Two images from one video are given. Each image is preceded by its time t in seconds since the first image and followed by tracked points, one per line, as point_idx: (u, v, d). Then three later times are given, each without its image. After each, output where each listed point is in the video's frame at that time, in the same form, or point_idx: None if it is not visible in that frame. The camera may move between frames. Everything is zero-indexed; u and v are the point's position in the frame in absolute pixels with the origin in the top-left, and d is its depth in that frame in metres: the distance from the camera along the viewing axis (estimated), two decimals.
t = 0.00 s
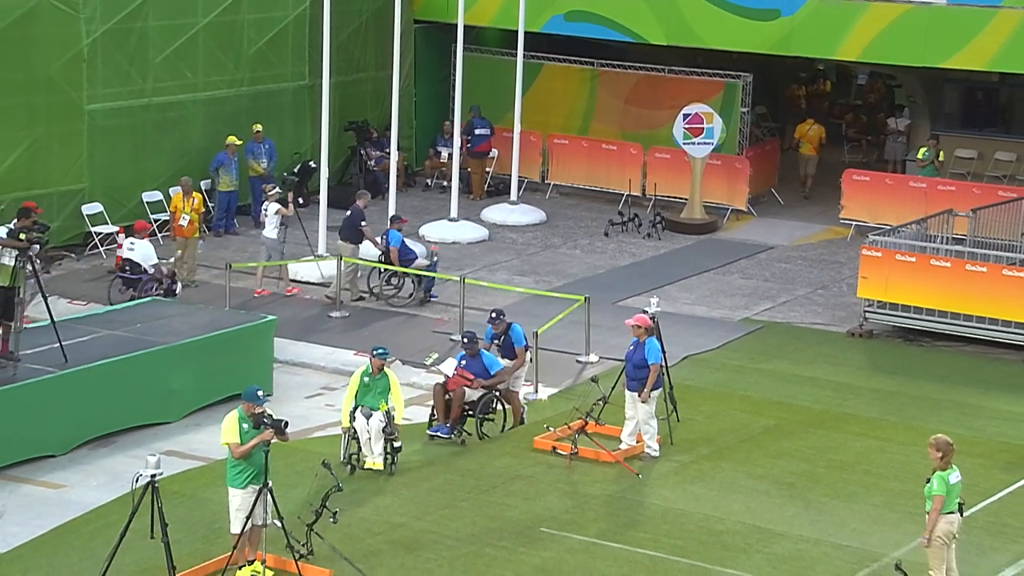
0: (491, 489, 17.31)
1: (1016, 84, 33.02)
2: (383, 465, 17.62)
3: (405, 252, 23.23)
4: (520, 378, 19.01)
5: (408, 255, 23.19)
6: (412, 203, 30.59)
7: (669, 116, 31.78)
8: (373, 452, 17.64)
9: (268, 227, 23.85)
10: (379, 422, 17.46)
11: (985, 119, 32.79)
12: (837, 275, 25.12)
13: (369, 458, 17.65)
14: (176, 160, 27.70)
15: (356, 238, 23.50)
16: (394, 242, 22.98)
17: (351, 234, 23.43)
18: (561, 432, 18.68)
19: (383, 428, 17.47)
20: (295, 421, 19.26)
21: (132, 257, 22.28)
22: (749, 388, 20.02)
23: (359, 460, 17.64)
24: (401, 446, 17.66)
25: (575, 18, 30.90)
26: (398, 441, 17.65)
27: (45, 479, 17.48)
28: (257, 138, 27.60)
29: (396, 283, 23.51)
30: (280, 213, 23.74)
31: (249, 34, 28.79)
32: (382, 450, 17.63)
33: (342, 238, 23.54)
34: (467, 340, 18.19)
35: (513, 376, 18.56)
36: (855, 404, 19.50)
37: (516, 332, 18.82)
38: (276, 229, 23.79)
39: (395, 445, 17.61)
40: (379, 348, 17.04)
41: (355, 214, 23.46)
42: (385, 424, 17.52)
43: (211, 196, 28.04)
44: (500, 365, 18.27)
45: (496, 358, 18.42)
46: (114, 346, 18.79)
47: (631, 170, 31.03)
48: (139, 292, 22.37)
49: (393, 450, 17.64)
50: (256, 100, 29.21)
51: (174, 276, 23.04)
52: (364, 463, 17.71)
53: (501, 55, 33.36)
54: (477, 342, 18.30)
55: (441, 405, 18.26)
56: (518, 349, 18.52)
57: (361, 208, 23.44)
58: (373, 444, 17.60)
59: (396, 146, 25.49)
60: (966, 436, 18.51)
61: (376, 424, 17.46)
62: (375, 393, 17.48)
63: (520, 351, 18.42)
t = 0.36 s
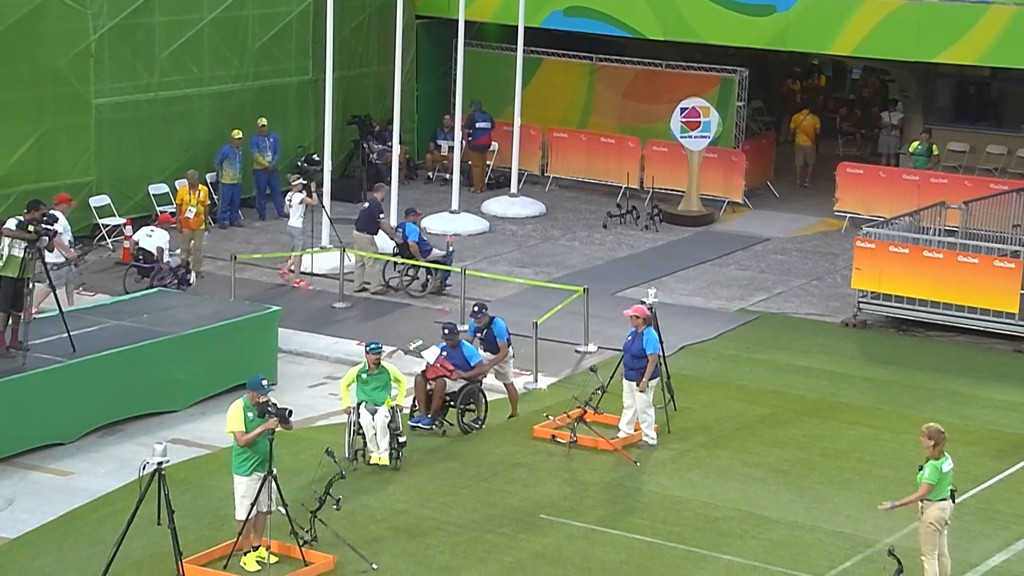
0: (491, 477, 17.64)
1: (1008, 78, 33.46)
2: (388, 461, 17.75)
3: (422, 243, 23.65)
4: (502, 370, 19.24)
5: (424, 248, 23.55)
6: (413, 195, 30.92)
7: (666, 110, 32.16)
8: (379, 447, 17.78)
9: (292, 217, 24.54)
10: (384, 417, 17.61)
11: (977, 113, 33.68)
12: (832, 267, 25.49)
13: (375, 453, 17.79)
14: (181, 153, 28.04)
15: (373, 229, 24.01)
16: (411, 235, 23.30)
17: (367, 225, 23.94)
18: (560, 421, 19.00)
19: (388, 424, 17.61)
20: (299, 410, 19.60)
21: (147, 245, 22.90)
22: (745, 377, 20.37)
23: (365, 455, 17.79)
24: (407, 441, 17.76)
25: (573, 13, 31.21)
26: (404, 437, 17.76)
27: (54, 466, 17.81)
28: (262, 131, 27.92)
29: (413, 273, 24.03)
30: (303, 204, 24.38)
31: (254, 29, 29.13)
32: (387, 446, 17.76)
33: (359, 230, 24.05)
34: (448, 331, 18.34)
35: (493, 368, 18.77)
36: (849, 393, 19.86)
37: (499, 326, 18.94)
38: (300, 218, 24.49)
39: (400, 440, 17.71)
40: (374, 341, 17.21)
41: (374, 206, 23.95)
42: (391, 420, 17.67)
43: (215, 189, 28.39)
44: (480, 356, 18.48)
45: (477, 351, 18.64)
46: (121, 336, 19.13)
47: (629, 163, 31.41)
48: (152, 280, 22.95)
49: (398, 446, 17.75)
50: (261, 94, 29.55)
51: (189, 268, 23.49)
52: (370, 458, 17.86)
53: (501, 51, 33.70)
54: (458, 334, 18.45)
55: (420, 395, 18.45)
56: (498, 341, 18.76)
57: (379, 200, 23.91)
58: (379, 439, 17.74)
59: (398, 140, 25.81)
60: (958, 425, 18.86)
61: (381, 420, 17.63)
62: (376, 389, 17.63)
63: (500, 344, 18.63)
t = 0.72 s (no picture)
0: (492, 465, 17.99)
1: (1000, 73, 34.40)
2: (397, 454, 17.84)
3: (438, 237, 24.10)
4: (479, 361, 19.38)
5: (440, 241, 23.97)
6: (415, 188, 31.29)
7: (664, 103, 32.53)
8: (386, 441, 17.87)
9: (313, 209, 24.97)
10: (391, 412, 17.69)
11: (968, 106, 34.32)
12: (826, 258, 25.87)
13: (383, 448, 17.86)
14: (187, 147, 28.37)
15: (391, 223, 24.35)
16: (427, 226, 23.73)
17: (386, 219, 24.29)
18: (559, 410, 19.35)
19: (395, 418, 17.70)
20: (303, 399, 19.96)
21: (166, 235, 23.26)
22: (741, 367, 20.72)
23: (373, 450, 17.88)
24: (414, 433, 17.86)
25: (573, 8, 31.55)
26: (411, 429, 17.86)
27: (62, 454, 18.15)
28: (266, 125, 28.31)
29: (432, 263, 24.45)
30: (325, 196, 24.89)
31: (259, 25, 29.46)
32: (394, 440, 17.85)
33: (378, 223, 24.38)
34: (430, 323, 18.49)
35: (475, 359, 18.91)
36: (843, 382, 20.23)
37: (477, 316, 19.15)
38: (322, 210, 24.93)
39: (407, 433, 17.81)
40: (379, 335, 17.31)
41: (393, 201, 24.32)
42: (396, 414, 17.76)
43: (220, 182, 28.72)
44: (461, 346, 18.61)
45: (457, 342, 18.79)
46: (129, 326, 19.49)
47: (627, 157, 31.73)
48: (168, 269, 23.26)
49: (406, 439, 17.84)
50: (266, 89, 29.91)
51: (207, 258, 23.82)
52: (378, 452, 17.94)
53: (501, 45, 34.02)
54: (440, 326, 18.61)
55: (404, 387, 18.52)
56: (480, 331, 19.08)
57: (398, 195, 24.33)
58: (386, 433, 17.82)
59: (400, 134, 26.13)
60: (949, 413, 19.23)
61: (388, 414, 17.68)
62: (381, 383, 17.72)
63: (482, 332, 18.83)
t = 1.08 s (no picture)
0: (492, 450, 18.34)
1: (992, 66, 34.84)
2: (407, 449, 18.04)
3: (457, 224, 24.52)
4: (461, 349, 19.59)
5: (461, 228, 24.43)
6: (417, 178, 31.66)
7: (662, 96, 32.91)
8: (396, 436, 18.04)
9: (332, 197, 25.46)
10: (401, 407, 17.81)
11: (960, 99, 34.71)
12: (821, 248, 26.26)
13: (392, 442, 18.06)
14: (192, 138, 28.71)
15: (406, 213, 24.65)
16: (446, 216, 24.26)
17: (402, 209, 24.56)
18: (558, 396, 19.70)
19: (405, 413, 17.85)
20: (306, 386, 20.32)
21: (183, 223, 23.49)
22: (737, 355, 21.08)
23: (383, 445, 18.05)
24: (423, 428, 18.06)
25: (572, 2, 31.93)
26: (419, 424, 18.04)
27: (71, 439, 18.49)
28: (270, 117, 28.67)
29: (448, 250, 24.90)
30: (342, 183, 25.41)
31: (263, 18, 29.84)
32: (403, 435, 18.04)
33: (392, 214, 24.67)
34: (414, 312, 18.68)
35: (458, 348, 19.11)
36: (837, 369, 20.60)
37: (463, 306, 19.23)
38: (340, 198, 25.40)
39: (417, 428, 18.00)
40: (388, 329, 17.35)
41: (407, 190, 24.57)
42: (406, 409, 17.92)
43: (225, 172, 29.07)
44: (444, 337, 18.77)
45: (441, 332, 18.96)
46: (136, 314, 19.85)
47: (625, 148, 32.08)
48: (188, 257, 23.43)
49: (415, 434, 18.03)
50: (270, 81, 30.30)
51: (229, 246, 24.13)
52: (387, 447, 18.12)
53: (501, 38, 34.38)
54: (424, 315, 18.80)
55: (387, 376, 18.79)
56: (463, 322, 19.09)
57: (412, 184, 24.54)
58: (396, 428, 18.00)
59: (402, 125, 26.47)
60: (942, 399, 19.60)
61: (398, 409, 17.79)
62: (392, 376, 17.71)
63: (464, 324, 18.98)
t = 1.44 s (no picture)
0: (493, 436, 18.69)
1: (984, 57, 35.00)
2: (417, 443, 18.11)
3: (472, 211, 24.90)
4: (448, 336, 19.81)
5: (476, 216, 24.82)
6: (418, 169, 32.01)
7: (659, 87, 33.26)
8: (407, 430, 18.13)
9: (356, 187, 26.45)
10: (412, 400, 17.96)
11: (953, 90, 34.97)
12: (816, 237, 26.63)
13: (403, 436, 18.12)
14: (198, 129, 29.08)
15: (421, 200, 24.96)
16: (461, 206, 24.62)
17: (417, 196, 24.90)
18: (558, 383, 20.05)
19: (416, 406, 17.97)
20: (311, 372, 20.70)
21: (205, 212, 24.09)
22: (733, 342, 21.45)
23: (393, 438, 18.13)
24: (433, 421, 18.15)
25: None
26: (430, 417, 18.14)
27: (79, 425, 18.84)
28: (274, 108, 28.96)
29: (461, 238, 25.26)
30: (366, 176, 26.34)
31: (267, 10, 30.21)
32: (414, 428, 18.11)
33: (408, 201, 24.94)
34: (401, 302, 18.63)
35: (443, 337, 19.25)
36: (832, 356, 20.97)
37: (445, 296, 19.48)
38: (363, 187, 26.38)
39: (427, 421, 18.09)
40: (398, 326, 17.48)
41: (423, 179, 24.96)
42: (416, 402, 18.05)
43: (230, 163, 29.42)
44: (431, 327, 18.79)
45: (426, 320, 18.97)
46: (143, 302, 20.22)
47: (623, 138, 32.44)
48: (207, 245, 23.96)
49: (426, 427, 18.11)
50: (274, 73, 30.69)
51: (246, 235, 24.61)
52: (397, 441, 18.18)
53: (500, 31, 34.75)
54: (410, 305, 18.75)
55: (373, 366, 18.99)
56: (447, 311, 19.34)
57: (428, 173, 24.94)
58: (407, 422, 18.08)
59: (404, 116, 26.77)
60: (934, 386, 19.98)
61: (409, 403, 17.95)
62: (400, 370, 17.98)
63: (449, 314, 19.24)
